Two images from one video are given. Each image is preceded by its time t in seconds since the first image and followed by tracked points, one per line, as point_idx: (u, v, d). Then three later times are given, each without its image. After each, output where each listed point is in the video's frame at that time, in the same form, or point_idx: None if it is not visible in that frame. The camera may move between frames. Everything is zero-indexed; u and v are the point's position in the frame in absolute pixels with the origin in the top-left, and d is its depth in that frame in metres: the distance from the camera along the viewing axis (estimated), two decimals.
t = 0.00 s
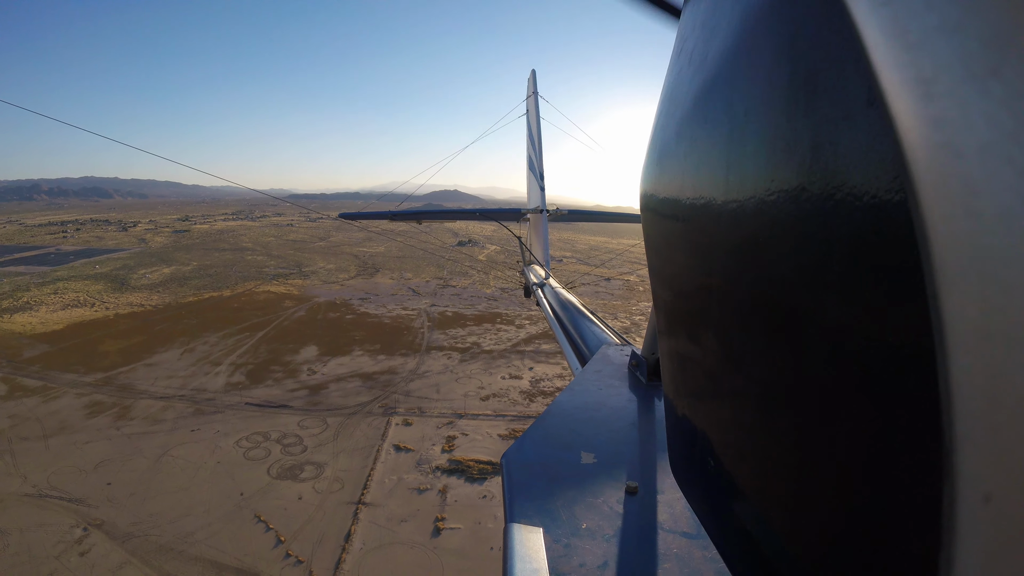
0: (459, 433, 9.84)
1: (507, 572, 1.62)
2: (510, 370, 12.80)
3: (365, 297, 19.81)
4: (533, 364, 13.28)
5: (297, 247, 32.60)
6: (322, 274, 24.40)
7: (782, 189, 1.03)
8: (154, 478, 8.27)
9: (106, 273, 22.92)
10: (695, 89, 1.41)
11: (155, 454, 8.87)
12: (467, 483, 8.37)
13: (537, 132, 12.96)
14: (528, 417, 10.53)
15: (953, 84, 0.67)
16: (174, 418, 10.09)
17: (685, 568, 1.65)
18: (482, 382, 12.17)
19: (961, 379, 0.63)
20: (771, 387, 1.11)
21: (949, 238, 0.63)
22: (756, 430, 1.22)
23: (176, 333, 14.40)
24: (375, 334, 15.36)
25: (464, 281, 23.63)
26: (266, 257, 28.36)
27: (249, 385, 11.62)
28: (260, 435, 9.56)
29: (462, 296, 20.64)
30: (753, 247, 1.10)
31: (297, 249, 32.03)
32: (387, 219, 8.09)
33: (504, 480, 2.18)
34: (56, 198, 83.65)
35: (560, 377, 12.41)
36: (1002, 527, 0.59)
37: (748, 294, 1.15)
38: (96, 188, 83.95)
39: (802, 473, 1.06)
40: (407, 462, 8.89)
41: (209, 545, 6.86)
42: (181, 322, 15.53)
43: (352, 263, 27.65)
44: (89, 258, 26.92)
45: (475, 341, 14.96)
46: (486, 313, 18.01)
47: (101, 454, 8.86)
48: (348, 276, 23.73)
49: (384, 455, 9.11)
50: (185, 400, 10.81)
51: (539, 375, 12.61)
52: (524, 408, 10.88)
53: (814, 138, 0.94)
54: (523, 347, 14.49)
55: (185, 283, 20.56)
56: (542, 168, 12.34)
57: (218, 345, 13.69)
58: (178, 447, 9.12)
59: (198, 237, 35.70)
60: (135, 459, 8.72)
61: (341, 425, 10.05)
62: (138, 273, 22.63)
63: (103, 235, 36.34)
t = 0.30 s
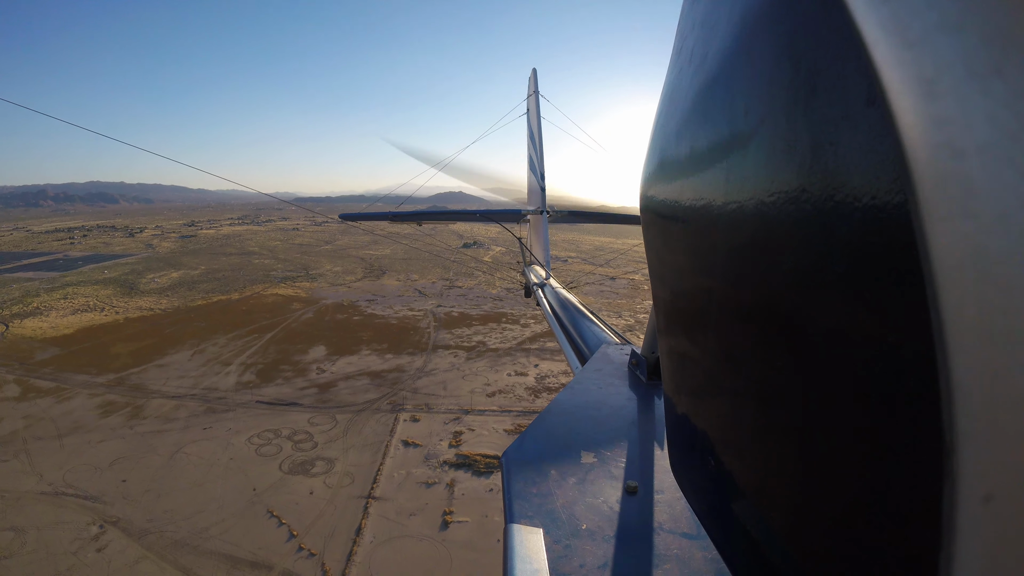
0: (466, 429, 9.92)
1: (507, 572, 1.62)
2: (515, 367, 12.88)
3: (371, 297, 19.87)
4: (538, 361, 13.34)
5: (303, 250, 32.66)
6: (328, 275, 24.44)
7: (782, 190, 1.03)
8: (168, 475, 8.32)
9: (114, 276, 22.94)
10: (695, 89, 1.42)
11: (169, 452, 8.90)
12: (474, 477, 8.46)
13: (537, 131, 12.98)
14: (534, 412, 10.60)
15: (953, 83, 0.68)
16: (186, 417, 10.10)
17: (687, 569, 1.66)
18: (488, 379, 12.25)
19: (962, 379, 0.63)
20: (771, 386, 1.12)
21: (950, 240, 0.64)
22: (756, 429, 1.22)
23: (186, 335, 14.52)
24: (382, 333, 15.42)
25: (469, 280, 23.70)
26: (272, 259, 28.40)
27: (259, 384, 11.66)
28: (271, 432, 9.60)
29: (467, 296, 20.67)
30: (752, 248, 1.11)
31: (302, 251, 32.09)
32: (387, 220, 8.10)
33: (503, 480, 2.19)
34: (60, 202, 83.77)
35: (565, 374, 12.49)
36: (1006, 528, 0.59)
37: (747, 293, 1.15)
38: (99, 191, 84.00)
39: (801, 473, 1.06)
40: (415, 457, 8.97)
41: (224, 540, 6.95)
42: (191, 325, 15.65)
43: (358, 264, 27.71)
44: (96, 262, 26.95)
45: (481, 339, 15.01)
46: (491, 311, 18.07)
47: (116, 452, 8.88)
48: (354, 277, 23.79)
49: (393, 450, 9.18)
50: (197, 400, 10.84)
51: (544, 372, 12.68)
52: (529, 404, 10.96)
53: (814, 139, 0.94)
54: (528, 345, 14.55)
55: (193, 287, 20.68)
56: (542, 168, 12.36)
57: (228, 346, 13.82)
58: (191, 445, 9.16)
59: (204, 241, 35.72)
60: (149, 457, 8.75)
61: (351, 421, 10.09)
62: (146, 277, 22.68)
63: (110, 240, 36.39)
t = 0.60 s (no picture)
0: (473, 427, 9.96)
1: (507, 571, 1.62)
2: (520, 366, 12.93)
3: (376, 300, 19.90)
4: (542, 359, 13.40)
5: (307, 254, 32.65)
6: (332, 278, 24.44)
7: (782, 192, 1.04)
8: (183, 477, 8.34)
9: (120, 283, 22.93)
10: (695, 90, 1.42)
11: (182, 455, 8.93)
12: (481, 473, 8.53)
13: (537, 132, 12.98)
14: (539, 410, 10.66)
15: (952, 84, 0.68)
16: (199, 421, 10.12)
17: (687, 568, 1.66)
18: (493, 378, 12.29)
19: (961, 380, 0.63)
20: (772, 385, 1.12)
21: (947, 240, 0.64)
22: (756, 429, 1.23)
23: (195, 341, 14.54)
24: (388, 335, 15.46)
25: (472, 281, 23.72)
26: (276, 264, 28.39)
27: (269, 387, 11.68)
28: (283, 434, 9.63)
29: (470, 296, 20.68)
30: (754, 249, 1.11)
31: (306, 255, 32.10)
32: (387, 219, 8.09)
33: (503, 479, 2.19)
34: (61, 209, 83.81)
35: (568, 371, 12.54)
36: (1006, 528, 0.59)
37: (747, 294, 1.16)
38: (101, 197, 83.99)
39: (801, 473, 1.07)
40: (424, 455, 9.03)
41: (239, 537, 7.03)
42: (199, 330, 15.68)
43: (361, 267, 27.72)
44: (102, 270, 26.92)
45: (485, 339, 15.05)
46: (494, 312, 18.10)
47: (131, 457, 8.89)
48: (358, 280, 23.80)
49: (402, 449, 9.24)
50: (209, 404, 10.85)
51: (548, 370, 12.73)
52: (534, 402, 11.02)
53: (814, 141, 0.95)
54: (532, 344, 14.59)
55: (199, 293, 20.70)
56: (541, 168, 12.36)
57: (236, 351, 13.87)
58: (205, 448, 9.19)
59: (208, 247, 35.70)
60: (163, 461, 8.78)
61: (360, 422, 10.14)
62: (151, 284, 22.67)
63: (114, 248, 36.41)
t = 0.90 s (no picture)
0: (472, 423, 9.99)
1: (507, 572, 1.63)
2: (518, 364, 12.95)
3: (374, 300, 19.90)
4: (540, 357, 13.43)
5: (305, 255, 32.61)
6: (331, 279, 24.41)
7: (782, 193, 1.04)
8: (188, 476, 8.35)
9: (119, 286, 22.86)
10: (696, 89, 1.42)
11: (187, 455, 8.93)
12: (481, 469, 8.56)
13: (537, 131, 12.96)
14: (538, 406, 10.69)
15: (953, 85, 0.68)
16: (202, 421, 10.10)
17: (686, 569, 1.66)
18: (491, 376, 12.31)
19: (962, 381, 0.64)
20: (771, 385, 1.12)
21: (946, 241, 0.65)
22: (755, 429, 1.23)
23: (196, 343, 14.53)
24: (387, 334, 15.46)
25: (470, 281, 23.74)
26: (275, 265, 28.33)
27: (271, 387, 11.67)
28: (285, 433, 9.63)
29: (468, 296, 20.69)
30: (754, 249, 1.11)
31: (304, 257, 32.05)
32: (387, 219, 8.06)
33: (503, 480, 2.20)
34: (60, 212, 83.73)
35: (566, 369, 12.58)
36: (1003, 527, 0.60)
37: (747, 294, 1.16)
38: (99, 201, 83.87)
39: (801, 473, 1.07)
40: (424, 452, 9.05)
41: (243, 532, 7.06)
42: (200, 332, 15.66)
43: (359, 267, 27.68)
44: (100, 273, 26.82)
45: (484, 338, 15.06)
46: (492, 311, 18.12)
47: (135, 457, 8.87)
48: (357, 281, 23.78)
49: (402, 446, 9.26)
50: (212, 404, 10.84)
51: (546, 368, 12.77)
52: (532, 398, 11.05)
53: (814, 141, 0.95)
54: (530, 342, 14.62)
55: (198, 295, 20.66)
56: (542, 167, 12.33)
57: (237, 351, 13.87)
58: (209, 447, 9.19)
59: (206, 250, 35.60)
60: (168, 460, 8.77)
61: (361, 420, 10.14)
62: (151, 286, 22.60)
63: (112, 251, 36.28)
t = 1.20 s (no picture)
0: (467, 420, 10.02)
1: (507, 572, 1.63)
2: (512, 363, 12.99)
3: (370, 302, 19.89)
4: (534, 356, 13.47)
5: (301, 257, 32.58)
6: (327, 281, 24.39)
7: (784, 192, 1.04)
8: (189, 473, 8.36)
9: (116, 289, 22.80)
10: (695, 94, 1.42)
11: (187, 453, 8.94)
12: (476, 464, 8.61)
13: (537, 131, 12.96)
14: (532, 404, 10.73)
15: (952, 84, 0.69)
16: (201, 421, 10.10)
17: (687, 569, 1.65)
18: (486, 375, 12.33)
19: (962, 380, 0.64)
20: (772, 387, 1.13)
21: (948, 243, 0.65)
22: (755, 428, 1.24)
23: (193, 345, 14.53)
24: (383, 335, 15.47)
25: (465, 281, 23.76)
26: (271, 267, 28.29)
27: (268, 387, 11.67)
28: (283, 431, 9.64)
29: (463, 296, 20.72)
30: (756, 251, 1.11)
31: (300, 258, 32.02)
32: (388, 220, 8.05)
33: (503, 480, 2.20)
34: (57, 216, 83.79)
35: (560, 367, 12.63)
36: (1005, 527, 0.60)
37: (749, 296, 1.16)
38: (97, 205, 83.85)
39: (803, 473, 1.08)
40: (420, 448, 9.08)
41: (244, 526, 7.10)
42: (197, 334, 15.66)
43: (355, 269, 27.68)
44: (95, 276, 26.73)
45: (478, 338, 15.09)
46: (487, 311, 18.15)
47: (135, 455, 8.88)
48: (353, 283, 23.78)
49: (399, 442, 9.28)
50: (210, 404, 10.85)
51: (540, 366, 12.81)
52: (526, 396, 11.10)
53: (815, 140, 0.95)
54: (524, 342, 14.66)
55: (195, 297, 20.65)
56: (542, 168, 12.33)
57: (235, 353, 13.87)
58: (208, 445, 9.20)
59: (201, 252, 35.51)
60: (168, 458, 8.78)
61: (358, 418, 10.16)
62: (147, 289, 22.55)
63: (106, 254, 36.16)
